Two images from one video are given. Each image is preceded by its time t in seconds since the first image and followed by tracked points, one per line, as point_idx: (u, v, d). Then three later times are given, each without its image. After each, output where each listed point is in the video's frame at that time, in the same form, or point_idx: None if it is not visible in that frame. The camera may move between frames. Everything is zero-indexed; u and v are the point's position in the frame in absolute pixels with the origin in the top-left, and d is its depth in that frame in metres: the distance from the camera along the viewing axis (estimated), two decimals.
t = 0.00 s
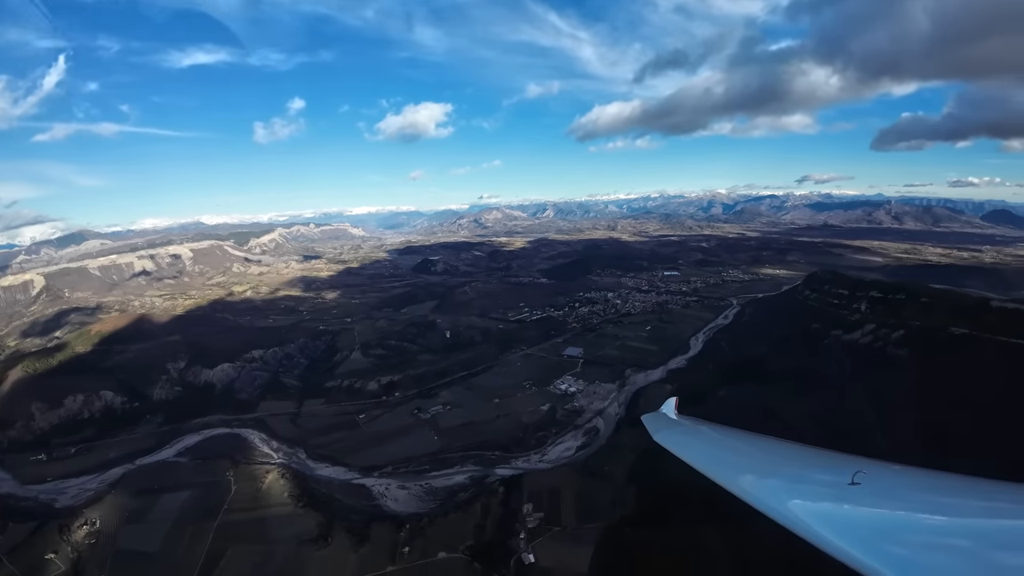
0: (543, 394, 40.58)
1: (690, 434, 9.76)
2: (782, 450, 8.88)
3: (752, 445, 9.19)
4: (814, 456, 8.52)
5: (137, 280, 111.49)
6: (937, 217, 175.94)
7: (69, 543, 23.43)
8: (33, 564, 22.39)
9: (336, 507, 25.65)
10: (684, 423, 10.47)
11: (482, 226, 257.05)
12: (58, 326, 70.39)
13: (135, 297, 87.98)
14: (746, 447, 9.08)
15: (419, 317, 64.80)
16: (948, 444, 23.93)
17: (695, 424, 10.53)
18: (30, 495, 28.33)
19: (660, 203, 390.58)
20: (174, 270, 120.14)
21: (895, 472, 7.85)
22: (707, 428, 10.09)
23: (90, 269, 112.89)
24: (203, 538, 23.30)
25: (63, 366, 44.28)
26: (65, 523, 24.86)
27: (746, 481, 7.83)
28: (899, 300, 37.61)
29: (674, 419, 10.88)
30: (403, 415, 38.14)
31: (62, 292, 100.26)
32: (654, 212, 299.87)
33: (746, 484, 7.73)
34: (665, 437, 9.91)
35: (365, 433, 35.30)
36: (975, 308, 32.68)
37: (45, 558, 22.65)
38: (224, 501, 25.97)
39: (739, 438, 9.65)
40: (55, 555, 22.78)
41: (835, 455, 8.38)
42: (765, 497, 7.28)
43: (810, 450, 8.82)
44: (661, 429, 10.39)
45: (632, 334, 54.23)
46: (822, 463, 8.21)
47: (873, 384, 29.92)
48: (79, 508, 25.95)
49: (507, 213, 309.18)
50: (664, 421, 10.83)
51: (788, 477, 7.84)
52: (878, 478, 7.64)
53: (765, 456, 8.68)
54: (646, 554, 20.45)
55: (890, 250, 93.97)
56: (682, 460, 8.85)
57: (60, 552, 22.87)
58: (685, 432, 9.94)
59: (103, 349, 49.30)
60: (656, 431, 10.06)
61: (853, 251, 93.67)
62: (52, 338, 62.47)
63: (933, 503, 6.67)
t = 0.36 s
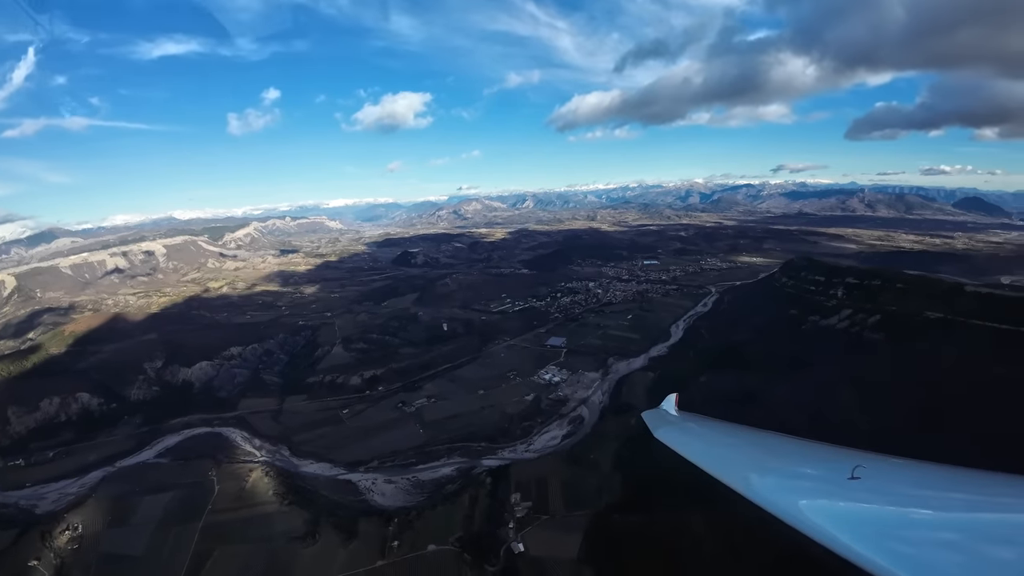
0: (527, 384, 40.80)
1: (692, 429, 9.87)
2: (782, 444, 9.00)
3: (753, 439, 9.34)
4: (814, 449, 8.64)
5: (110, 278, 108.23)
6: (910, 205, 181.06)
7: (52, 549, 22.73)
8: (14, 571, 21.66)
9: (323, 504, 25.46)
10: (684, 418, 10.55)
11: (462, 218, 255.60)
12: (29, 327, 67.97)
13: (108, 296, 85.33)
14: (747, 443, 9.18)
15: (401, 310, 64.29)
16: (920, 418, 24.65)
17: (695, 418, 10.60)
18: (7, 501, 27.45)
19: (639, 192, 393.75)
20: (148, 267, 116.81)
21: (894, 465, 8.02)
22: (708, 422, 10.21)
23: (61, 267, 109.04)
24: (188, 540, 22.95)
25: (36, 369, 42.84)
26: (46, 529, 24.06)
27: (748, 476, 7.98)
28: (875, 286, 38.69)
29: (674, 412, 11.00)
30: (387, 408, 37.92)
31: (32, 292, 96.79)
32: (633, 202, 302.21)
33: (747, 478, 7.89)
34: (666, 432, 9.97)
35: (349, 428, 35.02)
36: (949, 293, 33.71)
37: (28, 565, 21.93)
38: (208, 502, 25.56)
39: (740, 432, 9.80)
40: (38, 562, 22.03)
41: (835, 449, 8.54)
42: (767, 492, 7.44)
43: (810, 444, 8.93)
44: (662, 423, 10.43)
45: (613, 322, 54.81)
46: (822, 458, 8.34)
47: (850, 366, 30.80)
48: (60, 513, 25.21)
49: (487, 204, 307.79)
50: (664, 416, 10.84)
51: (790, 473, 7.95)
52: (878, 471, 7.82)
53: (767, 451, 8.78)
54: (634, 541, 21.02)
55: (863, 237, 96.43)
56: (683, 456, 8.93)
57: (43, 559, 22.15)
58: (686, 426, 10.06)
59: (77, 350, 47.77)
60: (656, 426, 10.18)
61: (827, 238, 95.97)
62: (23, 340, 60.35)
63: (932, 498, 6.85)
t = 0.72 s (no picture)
0: (510, 377, 40.91)
1: (695, 436, 9.86)
2: (786, 450, 8.94)
3: (757, 445, 9.31)
4: (818, 455, 8.58)
5: (81, 276, 104.31)
6: (880, 196, 186.63)
7: (31, 556, 21.96)
8: None
9: (307, 502, 25.16)
10: (689, 425, 10.51)
11: (440, 210, 253.54)
12: None
13: (77, 294, 82.54)
14: (751, 448, 9.15)
15: (380, 304, 63.62)
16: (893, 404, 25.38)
17: (700, 425, 10.55)
18: None
19: (616, 184, 396.60)
20: (119, 263, 112.88)
21: (898, 468, 7.96)
22: (712, 428, 10.19)
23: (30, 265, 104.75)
24: (169, 543, 22.52)
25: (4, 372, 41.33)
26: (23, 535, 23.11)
27: (749, 482, 7.96)
28: (849, 276, 39.65)
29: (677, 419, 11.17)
30: (369, 404, 37.54)
31: None
32: (611, 194, 304.40)
33: (749, 485, 7.88)
34: (669, 439, 9.94)
35: (331, 424, 34.58)
36: (923, 282, 34.50)
37: (6, 572, 21.10)
38: (187, 503, 25.03)
39: (744, 437, 9.78)
40: (16, 570, 21.20)
41: (840, 453, 8.47)
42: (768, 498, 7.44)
43: (813, 449, 8.87)
44: (665, 430, 10.41)
45: (594, 314, 55.29)
46: (827, 462, 8.29)
47: (827, 354, 31.55)
48: (36, 519, 24.39)
49: (465, 196, 305.79)
50: (668, 424, 10.77)
51: (795, 477, 7.91)
52: (882, 475, 7.75)
53: (771, 457, 8.72)
54: (620, 527, 21.51)
55: (835, 227, 99.18)
56: (687, 463, 8.92)
57: (23, 566, 21.33)
58: (689, 433, 10.05)
59: (48, 350, 46.20)
60: (659, 433, 10.17)
61: (800, 229, 98.34)
62: None
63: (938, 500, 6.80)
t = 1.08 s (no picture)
0: (487, 370, 40.85)
1: (694, 436, 9.93)
2: (784, 453, 9.02)
3: (756, 445, 9.40)
4: (815, 457, 8.67)
5: (41, 273, 98.75)
6: (844, 189, 192.93)
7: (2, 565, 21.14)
8: None
9: (284, 501, 24.62)
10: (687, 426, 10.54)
11: (412, 203, 250.34)
12: None
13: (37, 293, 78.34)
14: (750, 450, 9.22)
15: (353, 299, 62.52)
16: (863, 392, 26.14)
17: (698, 425, 10.58)
18: None
19: (589, 177, 399.32)
20: (81, 259, 107.46)
21: (895, 469, 8.06)
22: (710, 427, 10.27)
23: None
24: (143, 548, 21.83)
25: None
26: None
27: (748, 487, 8.09)
28: (818, 267, 40.98)
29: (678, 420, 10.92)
30: (344, 400, 36.91)
31: None
32: (583, 186, 306.40)
33: (748, 490, 8.01)
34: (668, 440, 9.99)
35: (305, 422, 33.88)
36: (889, 273, 35.69)
37: None
38: (160, 506, 24.24)
39: (742, 437, 9.83)
40: None
41: (838, 455, 8.59)
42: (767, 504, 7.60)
43: (811, 450, 8.95)
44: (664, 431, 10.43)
45: (569, 306, 55.66)
46: (825, 464, 8.39)
47: (798, 344, 32.39)
48: (3, 527, 23.25)
49: (437, 188, 303.00)
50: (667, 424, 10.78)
51: (796, 483, 8.01)
52: (880, 478, 7.84)
53: (771, 460, 8.80)
54: (602, 516, 21.83)
55: (801, 220, 102.16)
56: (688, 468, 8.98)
57: None
58: (688, 432, 10.13)
59: (10, 352, 44.07)
60: (658, 432, 10.26)
61: (767, 221, 101.05)
62: None
63: (933, 505, 6.92)
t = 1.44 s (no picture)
0: (463, 365, 40.70)
1: (694, 438, 10.11)
2: (782, 457, 9.28)
3: (755, 449, 9.64)
4: (813, 463, 8.96)
5: None
6: (809, 184, 198.99)
7: None
8: None
9: (259, 503, 24.07)
10: (686, 427, 10.76)
11: (384, 197, 246.22)
12: None
13: None
14: (749, 454, 9.44)
15: (325, 295, 61.23)
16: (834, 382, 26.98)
17: (697, 427, 10.75)
18: None
19: (561, 172, 400.56)
20: (41, 258, 100.00)
21: (891, 477, 8.39)
22: (709, 430, 10.46)
23: None
24: (115, 555, 21.20)
25: None
26: None
27: (750, 489, 8.31)
28: (785, 259, 42.33)
29: (677, 423, 11.04)
30: (318, 398, 36.18)
31: None
32: (556, 181, 307.23)
33: (750, 491, 8.24)
34: (667, 442, 10.11)
35: (279, 422, 33.08)
36: (854, 265, 37.16)
37: None
38: (131, 512, 23.68)
39: (740, 440, 10.06)
40: None
41: (836, 463, 8.89)
42: (768, 506, 7.83)
43: (809, 456, 9.23)
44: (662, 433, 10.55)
45: (543, 300, 55.92)
46: (824, 470, 8.70)
47: (771, 335, 33.23)
48: None
49: (409, 182, 298.76)
50: (665, 426, 10.92)
51: (794, 488, 8.25)
52: (877, 485, 8.15)
53: (769, 464, 9.04)
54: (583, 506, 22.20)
55: (768, 214, 104.94)
56: (686, 469, 9.14)
57: None
58: (687, 435, 10.30)
59: None
60: (658, 434, 10.41)
61: (734, 216, 103.55)
62: None
63: (931, 511, 7.23)
